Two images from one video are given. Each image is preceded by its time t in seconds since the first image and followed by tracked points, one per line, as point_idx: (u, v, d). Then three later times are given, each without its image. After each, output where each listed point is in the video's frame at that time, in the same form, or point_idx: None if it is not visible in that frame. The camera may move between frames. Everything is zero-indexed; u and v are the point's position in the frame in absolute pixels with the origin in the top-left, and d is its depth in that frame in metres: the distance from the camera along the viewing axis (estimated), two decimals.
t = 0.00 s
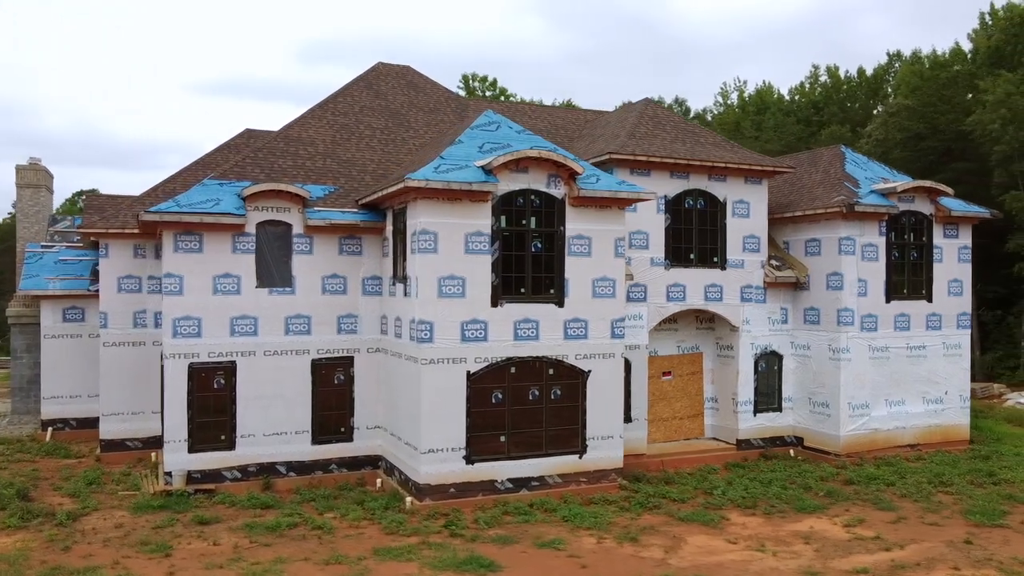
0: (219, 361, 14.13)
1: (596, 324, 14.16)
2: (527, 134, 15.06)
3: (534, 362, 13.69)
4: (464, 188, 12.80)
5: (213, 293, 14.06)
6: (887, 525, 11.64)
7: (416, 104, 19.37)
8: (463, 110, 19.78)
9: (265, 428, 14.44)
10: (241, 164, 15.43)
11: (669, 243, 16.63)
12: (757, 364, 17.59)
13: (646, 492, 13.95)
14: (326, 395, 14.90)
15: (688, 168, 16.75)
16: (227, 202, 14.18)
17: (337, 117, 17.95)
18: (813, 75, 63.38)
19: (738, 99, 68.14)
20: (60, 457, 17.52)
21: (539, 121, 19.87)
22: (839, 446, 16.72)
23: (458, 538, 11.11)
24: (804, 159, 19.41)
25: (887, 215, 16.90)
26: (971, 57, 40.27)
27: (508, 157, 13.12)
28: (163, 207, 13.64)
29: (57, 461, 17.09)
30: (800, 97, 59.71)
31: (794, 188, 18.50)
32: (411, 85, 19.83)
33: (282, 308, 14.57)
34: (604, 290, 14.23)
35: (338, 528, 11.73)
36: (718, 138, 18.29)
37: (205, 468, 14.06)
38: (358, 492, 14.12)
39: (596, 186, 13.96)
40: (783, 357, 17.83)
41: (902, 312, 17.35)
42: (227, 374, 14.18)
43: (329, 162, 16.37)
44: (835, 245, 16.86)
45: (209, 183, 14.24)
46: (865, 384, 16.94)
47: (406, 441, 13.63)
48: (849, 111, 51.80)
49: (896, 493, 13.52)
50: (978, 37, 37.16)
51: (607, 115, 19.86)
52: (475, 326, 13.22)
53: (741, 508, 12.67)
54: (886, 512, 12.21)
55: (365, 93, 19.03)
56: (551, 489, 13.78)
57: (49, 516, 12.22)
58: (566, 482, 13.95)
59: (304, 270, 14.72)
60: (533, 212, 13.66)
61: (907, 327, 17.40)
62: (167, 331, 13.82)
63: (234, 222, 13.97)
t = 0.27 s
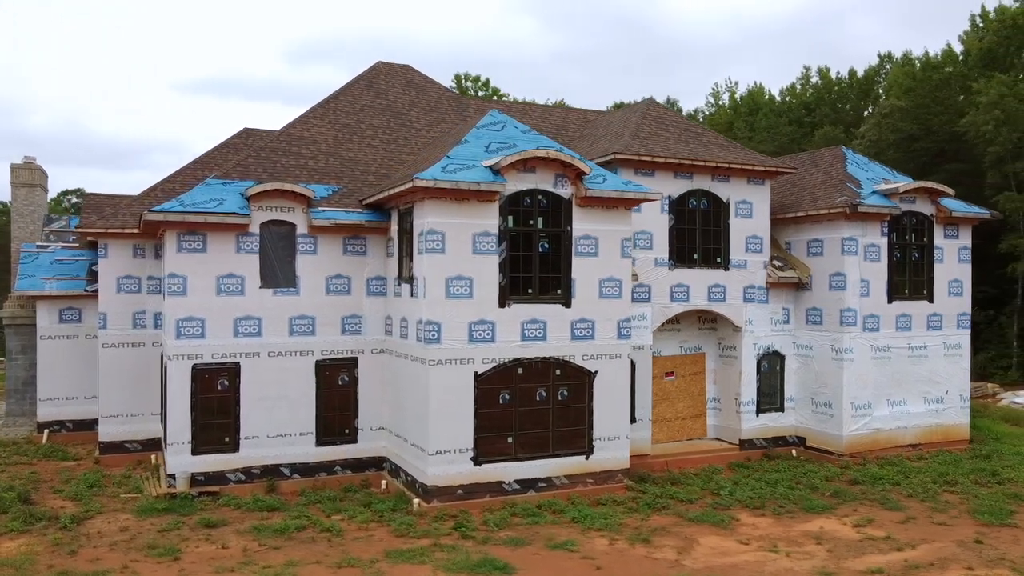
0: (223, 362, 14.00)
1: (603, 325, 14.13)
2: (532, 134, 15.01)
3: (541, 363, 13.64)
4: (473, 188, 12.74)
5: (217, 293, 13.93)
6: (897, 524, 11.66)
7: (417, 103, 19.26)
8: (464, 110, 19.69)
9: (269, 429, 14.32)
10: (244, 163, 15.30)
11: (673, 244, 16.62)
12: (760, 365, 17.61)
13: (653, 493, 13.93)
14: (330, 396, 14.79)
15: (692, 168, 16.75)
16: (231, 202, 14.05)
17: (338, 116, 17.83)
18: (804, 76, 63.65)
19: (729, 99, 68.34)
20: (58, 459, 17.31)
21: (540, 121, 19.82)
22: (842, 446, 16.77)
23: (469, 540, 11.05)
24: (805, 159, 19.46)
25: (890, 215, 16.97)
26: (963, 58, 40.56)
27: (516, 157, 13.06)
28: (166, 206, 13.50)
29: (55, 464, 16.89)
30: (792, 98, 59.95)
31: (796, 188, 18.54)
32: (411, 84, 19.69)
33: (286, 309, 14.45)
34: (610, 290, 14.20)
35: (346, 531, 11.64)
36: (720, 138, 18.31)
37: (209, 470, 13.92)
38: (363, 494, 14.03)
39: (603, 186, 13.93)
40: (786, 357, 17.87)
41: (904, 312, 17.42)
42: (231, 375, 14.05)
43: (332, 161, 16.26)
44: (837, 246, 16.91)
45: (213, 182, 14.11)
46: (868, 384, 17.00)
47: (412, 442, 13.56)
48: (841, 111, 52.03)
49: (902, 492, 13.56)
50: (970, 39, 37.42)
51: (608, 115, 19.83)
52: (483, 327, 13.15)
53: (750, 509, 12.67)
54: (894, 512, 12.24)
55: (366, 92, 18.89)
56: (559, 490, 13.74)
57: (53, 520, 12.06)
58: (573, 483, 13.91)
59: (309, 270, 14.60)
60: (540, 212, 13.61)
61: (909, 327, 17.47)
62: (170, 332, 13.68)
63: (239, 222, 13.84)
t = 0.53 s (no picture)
0: (227, 363, 13.88)
1: (609, 325, 14.10)
2: (537, 134, 14.96)
3: (548, 363, 13.59)
4: (480, 188, 12.68)
5: (220, 294, 13.80)
6: (905, 524, 11.70)
7: (418, 102, 19.14)
8: (465, 109, 19.60)
9: (273, 431, 14.21)
10: (246, 163, 15.17)
11: (677, 244, 16.63)
12: (762, 365, 17.65)
13: (659, 493, 13.92)
14: (334, 397, 14.69)
15: (695, 169, 16.76)
16: (235, 201, 13.92)
17: (339, 115, 17.70)
18: (795, 77, 63.92)
19: (721, 100, 68.56)
20: (56, 462, 17.11)
21: (541, 121, 19.76)
22: (844, 446, 16.84)
23: (480, 542, 11.00)
24: (806, 160, 19.51)
25: (891, 216, 17.05)
26: (954, 60, 40.84)
27: (524, 157, 13.02)
28: (170, 206, 13.36)
29: (53, 466, 16.69)
30: (783, 99, 60.19)
31: (797, 189, 18.59)
32: (411, 84, 19.50)
33: (290, 309, 14.34)
34: (616, 290, 14.18)
35: (355, 533, 11.56)
36: (722, 139, 18.33)
37: (213, 472, 13.80)
38: (369, 496, 13.94)
39: (610, 186, 13.91)
40: (787, 357, 17.91)
41: (905, 312, 17.51)
42: (234, 376, 13.93)
43: (334, 161, 16.15)
44: (839, 246, 16.96)
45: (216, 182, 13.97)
46: (870, 384, 17.08)
47: (419, 443, 13.49)
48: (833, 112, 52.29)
49: (907, 492, 13.62)
50: (961, 41, 37.68)
51: (609, 115, 19.80)
52: (490, 327, 13.10)
53: (758, 509, 12.68)
54: (901, 512, 12.29)
55: (367, 91, 18.76)
56: (565, 491, 13.70)
57: (56, 523, 11.91)
58: (579, 484, 13.88)
59: (312, 270, 14.49)
60: (546, 212, 13.57)
61: (910, 327, 17.56)
62: (173, 333, 13.54)
63: (243, 222, 13.72)
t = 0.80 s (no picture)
0: (230, 364, 13.75)
1: (615, 325, 14.08)
2: (542, 133, 14.92)
3: (554, 364, 13.56)
4: (488, 187, 12.62)
5: (224, 294, 13.68)
6: (913, 523, 11.74)
7: (419, 101, 19.01)
8: (466, 109, 19.50)
9: (277, 432, 14.10)
10: (249, 162, 15.04)
11: (679, 244, 16.64)
12: (764, 364, 17.68)
13: (665, 494, 13.91)
14: (338, 398, 14.59)
15: (698, 168, 16.77)
16: (238, 201, 13.80)
17: (340, 114, 17.57)
18: (785, 78, 64.20)
19: (712, 101, 68.77)
20: (53, 464, 16.91)
21: (541, 121, 19.71)
22: (846, 446, 16.90)
23: (490, 543, 10.95)
24: (806, 160, 19.56)
25: (892, 216, 17.12)
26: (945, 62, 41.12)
27: (531, 157, 12.97)
28: (173, 205, 13.22)
29: (50, 468, 16.50)
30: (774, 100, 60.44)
31: (798, 189, 18.64)
32: (411, 83, 19.27)
33: (294, 310, 14.23)
34: (622, 290, 14.16)
35: (363, 535, 11.48)
36: (723, 139, 18.35)
37: (216, 474, 13.67)
38: (374, 497, 13.86)
39: (615, 186, 13.89)
40: (788, 357, 17.96)
41: (905, 312, 17.60)
42: (238, 377, 13.81)
43: (336, 160, 16.03)
44: (841, 246, 17.03)
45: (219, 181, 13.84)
46: (871, 384, 17.15)
47: (425, 444, 13.42)
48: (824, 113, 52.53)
49: (912, 492, 13.67)
50: (952, 43, 37.97)
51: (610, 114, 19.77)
52: (497, 328, 13.06)
53: (766, 509, 12.69)
54: (908, 511, 12.33)
55: (368, 89, 18.62)
56: (571, 492, 13.67)
57: (59, 527, 11.76)
58: (585, 484, 13.85)
59: (316, 270, 14.39)
60: (553, 212, 13.53)
61: (910, 327, 17.66)
62: (176, 333, 13.41)
63: (246, 221, 13.60)
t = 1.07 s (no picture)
0: (233, 365, 13.62)
1: (620, 325, 14.06)
2: (546, 133, 14.86)
3: (560, 364, 13.52)
4: (495, 187, 12.57)
5: (227, 294, 13.55)
6: (921, 523, 11.79)
7: (419, 100, 18.89)
8: (466, 108, 19.41)
9: (280, 434, 13.98)
10: (251, 161, 14.91)
11: (682, 244, 16.64)
12: (765, 364, 17.72)
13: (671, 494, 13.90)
14: (341, 399, 14.49)
15: (701, 168, 16.78)
16: (242, 200, 13.66)
17: (341, 113, 17.44)
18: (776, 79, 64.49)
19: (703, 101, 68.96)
20: (50, 466, 16.70)
21: (541, 121, 19.64)
22: (848, 445, 16.96)
23: (501, 545, 10.89)
24: (806, 160, 19.61)
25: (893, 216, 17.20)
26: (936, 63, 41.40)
27: (538, 156, 12.92)
28: (176, 205, 13.08)
29: (47, 471, 16.29)
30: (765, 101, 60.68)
31: (798, 189, 18.69)
32: (411, 82, 19.19)
33: (297, 310, 14.11)
34: (627, 290, 14.14)
35: (372, 537, 11.39)
36: (724, 139, 18.37)
37: (219, 476, 13.54)
38: (378, 499, 13.76)
39: (621, 186, 13.86)
40: (789, 357, 18.00)
41: (905, 312, 17.69)
42: (241, 378, 13.68)
43: (339, 159, 15.93)
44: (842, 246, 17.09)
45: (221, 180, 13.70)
46: (871, 383, 17.23)
47: (430, 446, 13.34)
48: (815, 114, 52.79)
49: (917, 491, 13.72)
50: (944, 45, 38.25)
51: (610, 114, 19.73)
52: (504, 328, 13.01)
53: (773, 509, 12.71)
54: (915, 511, 12.38)
55: (368, 88, 18.47)
56: (577, 493, 13.63)
57: (62, 530, 11.60)
58: (591, 485, 13.81)
59: (320, 270, 14.28)
60: (559, 211, 13.49)
61: (910, 327, 17.75)
62: (179, 334, 13.27)
63: (250, 221, 13.48)
